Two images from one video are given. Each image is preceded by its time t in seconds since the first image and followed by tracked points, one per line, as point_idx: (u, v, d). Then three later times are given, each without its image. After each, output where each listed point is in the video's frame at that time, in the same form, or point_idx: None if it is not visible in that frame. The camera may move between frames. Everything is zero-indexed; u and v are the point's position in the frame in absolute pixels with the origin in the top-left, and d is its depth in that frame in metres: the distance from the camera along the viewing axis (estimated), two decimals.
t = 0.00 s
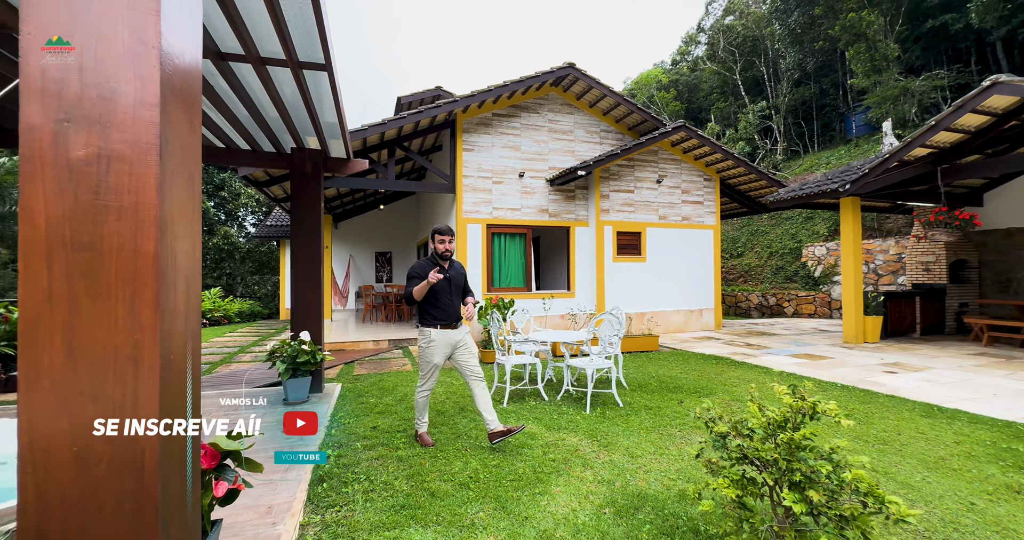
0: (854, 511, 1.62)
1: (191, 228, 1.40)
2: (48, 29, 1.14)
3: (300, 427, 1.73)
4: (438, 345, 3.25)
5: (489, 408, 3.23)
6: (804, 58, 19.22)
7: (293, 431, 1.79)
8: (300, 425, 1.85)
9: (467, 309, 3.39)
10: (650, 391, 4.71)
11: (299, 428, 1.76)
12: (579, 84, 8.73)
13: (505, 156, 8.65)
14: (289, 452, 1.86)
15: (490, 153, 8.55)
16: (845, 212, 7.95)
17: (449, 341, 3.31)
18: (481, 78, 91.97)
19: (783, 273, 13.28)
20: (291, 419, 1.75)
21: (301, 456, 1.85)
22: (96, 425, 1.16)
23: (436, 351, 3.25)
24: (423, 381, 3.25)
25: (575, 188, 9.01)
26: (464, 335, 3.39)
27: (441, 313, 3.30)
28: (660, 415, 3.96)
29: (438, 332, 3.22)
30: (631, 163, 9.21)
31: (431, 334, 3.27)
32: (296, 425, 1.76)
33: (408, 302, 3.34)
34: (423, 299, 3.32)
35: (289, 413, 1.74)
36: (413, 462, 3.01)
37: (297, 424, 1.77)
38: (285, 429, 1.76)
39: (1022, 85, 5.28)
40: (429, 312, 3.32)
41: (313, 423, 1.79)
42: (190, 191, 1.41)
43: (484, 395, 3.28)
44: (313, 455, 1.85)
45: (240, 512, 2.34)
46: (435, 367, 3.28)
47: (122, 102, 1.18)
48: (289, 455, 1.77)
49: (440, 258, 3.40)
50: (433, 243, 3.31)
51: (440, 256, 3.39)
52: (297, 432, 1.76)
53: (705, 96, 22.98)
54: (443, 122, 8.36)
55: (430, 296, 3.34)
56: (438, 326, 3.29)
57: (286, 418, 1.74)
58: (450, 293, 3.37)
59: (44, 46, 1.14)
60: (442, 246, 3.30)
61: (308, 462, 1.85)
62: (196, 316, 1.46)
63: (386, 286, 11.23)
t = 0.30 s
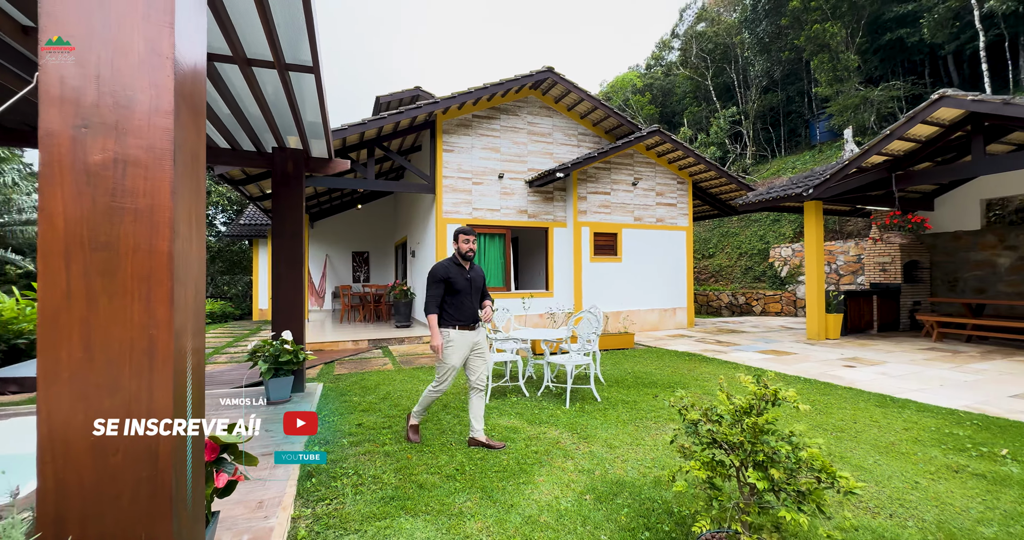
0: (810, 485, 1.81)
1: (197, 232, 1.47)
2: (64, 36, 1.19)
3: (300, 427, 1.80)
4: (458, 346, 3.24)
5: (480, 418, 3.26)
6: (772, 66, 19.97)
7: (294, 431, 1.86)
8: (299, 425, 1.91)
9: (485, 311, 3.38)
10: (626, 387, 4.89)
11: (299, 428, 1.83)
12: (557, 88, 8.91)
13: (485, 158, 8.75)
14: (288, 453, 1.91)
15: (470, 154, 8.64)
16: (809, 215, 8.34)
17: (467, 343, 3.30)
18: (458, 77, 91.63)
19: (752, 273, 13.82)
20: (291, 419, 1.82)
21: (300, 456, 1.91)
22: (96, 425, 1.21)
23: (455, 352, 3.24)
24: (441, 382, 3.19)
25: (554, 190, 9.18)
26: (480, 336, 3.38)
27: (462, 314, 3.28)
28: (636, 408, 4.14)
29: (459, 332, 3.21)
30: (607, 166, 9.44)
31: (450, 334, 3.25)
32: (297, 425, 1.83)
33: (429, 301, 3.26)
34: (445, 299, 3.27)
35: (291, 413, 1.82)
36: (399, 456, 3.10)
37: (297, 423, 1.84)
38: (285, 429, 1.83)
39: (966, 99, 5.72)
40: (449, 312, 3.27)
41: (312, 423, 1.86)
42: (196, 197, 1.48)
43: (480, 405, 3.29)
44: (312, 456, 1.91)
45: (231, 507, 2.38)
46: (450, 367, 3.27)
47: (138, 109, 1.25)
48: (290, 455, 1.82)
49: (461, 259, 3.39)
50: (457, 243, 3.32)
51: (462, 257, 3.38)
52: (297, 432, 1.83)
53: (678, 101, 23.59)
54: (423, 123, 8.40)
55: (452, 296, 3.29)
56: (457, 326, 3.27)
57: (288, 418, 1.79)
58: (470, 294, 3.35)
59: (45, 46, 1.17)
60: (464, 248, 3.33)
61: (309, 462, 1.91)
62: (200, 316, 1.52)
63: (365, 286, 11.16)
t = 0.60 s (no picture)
0: (774, 467, 1.98)
1: (204, 237, 1.52)
2: (81, 46, 1.24)
3: (301, 427, 1.90)
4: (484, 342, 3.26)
5: (475, 414, 3.23)
6: (742, 73, 20.69)
7: (293, 431, 1.95)
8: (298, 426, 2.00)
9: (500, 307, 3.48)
10: (603, 383, 5.08)
11: (299, 428, 1.92)
12: (537, 91, 9.07)
13: (465, 159, 8.82)
14: (289, 452, 1.98)
15: (450, 155, 8.70)
16: (776, 217, 8.73)
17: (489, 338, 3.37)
18: (435, 75, 91.06)
19: (723, 273, 14.30)
20: (291, 420, 1.91)
21: (300, 455, 1.98)
22: (96, 426, 1.25)
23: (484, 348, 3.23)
24: (491, 374, 3.18)
25: (533, 191, 9.32)
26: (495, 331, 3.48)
27: (481, 312, 3.35)
28: (614, 403, 4.31)
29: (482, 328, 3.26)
30: (585, 169, 9.65)
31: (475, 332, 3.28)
32: (297, 426, 1.92)
33: (445, 303, 3.33)
34: (460, 299, 3.35)
35: (292, 413, 1.91)
36: (387, 453, 3.17)
37: (296, 423, 1.93)
38: (286, 429, 1.91)
39: (919, 111, 6.12)
40: (467, 312, 3.35)
41: (311, 423, 1.97)
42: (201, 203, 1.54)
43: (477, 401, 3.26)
44: (310, 455, 1.99)
45: (222, 505, 2.42)
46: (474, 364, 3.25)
47: (151, 118, 1.31)
48: (292, 455, 1.90)
49: (475, 259, 3.43)
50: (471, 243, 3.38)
51: (477, 257, 3.44)
52: (297, 432, 1.92)
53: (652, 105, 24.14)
54: (404, 123, 8.42)
55: (469, 296, 3.36)
56: (477, 323, 3.34)
57: (289, 419, 1.88)
58: (486, 293, 3.43)
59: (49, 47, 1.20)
60: (478, 248, 3.40)
61: (309, 462, 1.98)
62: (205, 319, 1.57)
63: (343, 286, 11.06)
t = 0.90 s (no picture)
0: (747, 456, 2.13)
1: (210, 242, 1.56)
2: (92, 57, 1.28)
3: (303, 426, 1.97)
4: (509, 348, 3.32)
5: (462, 412, 3.36)
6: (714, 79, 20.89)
7: (293, 431, 2.01)
8: (297, 426, 2.06)
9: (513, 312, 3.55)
10: (584, 380, 5.22)
11: (300, 427, 1.99)
12: (517, 94, 9.18)
13: (446, 160, 8.85)
14: (289, 452, 2.04)
15: (431, 156, 8.71)
16: (747, 220, 9.07)
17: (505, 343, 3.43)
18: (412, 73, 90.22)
19: (697, 273, 14.72)
20: (292, 420, 1.98)
21: (300, 455, 2.04)
22: (96, 426, 1.28)
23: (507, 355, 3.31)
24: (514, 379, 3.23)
25: (513, 193, 9.43)
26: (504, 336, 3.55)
27: (503, 318, 3.40)
28: (595, 400, 4.45)
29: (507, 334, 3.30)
30: (565, 171, 9.81)
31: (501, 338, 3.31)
32: (298, 426, 1.99)
33: (474, 309, 3.25)
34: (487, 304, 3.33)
35: (292, 414, 1.98)
36: (375, 451, 3.22)
37: (297, 423, 2.00)
38: (287, 429, 1.97)
39: (878, 121, 6.49)
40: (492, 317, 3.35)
41: (311, 423, 2.03)
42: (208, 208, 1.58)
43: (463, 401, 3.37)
44: (310, 455, 2.05)
45: (213, 505, 2.43)
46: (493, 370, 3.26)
47: (163, 124, 1.35)
48: (294, 455, 1.97)
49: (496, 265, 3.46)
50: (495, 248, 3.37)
51: (497, 262, 3.44)
52: (298, 431, 1.99)
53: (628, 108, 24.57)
54: (384, 124, 8.40)
55: (494, 301, 3.37)
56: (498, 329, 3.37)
57: (290, 419, 1.95)
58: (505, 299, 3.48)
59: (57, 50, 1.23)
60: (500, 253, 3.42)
61: (309, 462, 2.04)
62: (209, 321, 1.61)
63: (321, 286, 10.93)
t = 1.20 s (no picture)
0: (727, 444, 2.29)
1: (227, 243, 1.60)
2: (113, 64, 1.33)
3: (303, 426, 2.00)
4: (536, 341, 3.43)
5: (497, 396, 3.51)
6: (689, 84, 21.57)
7: (293, 431, 2.04)
8: (296, 427, 2.08)
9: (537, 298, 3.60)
10: (567, 378, 5.36)
11: (300, 427, 2.01)
12: (499, 95, 9.27)
13: (428, 160, 8.88)
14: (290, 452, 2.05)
15: (413, 156, 8.72)
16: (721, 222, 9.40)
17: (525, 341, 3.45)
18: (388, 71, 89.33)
19: (672, 273, 15.12)
20: (291, 420, 2.01)
21: (300, 455, 2.07)
22: (97, 426, 1.31)
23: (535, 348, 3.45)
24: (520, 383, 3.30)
25: (495, 193, 9.52)
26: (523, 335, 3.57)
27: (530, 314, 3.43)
28: (579, 396, 4.60)
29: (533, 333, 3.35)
30: (546, 172, 9.96)
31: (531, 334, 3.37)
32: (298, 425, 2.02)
33: (513, 308, 3.22)
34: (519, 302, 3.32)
35: (292, 413, 2.00)
36: (368, 449, 3.28)
37: (297, 423, 2.02)
38: (287, 429, 1.99)
39: (842, 129, 6.86)
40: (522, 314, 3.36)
41: (311, 422, 2.06)
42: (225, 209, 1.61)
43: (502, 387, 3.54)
44: (309, 456, 2.08)
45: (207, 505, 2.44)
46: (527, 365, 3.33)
47: (182, 130, 1.40)
48: (293, 455, 1.99)
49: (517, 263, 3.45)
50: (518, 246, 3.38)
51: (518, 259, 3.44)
52: (298, 431, 2.01)
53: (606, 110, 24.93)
54: (366, 123, 8.37)
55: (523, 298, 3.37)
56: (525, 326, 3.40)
57: (291, 419, 1.97)
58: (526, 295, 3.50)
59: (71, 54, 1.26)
60: (521, 250, 3.44)
61: (308, 461, 2.07)
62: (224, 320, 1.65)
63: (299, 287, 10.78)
